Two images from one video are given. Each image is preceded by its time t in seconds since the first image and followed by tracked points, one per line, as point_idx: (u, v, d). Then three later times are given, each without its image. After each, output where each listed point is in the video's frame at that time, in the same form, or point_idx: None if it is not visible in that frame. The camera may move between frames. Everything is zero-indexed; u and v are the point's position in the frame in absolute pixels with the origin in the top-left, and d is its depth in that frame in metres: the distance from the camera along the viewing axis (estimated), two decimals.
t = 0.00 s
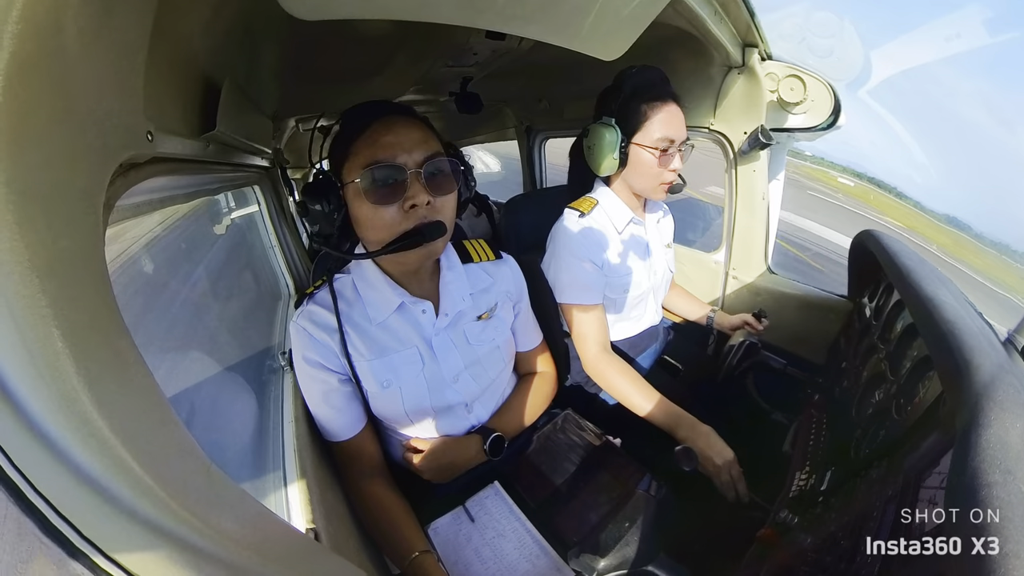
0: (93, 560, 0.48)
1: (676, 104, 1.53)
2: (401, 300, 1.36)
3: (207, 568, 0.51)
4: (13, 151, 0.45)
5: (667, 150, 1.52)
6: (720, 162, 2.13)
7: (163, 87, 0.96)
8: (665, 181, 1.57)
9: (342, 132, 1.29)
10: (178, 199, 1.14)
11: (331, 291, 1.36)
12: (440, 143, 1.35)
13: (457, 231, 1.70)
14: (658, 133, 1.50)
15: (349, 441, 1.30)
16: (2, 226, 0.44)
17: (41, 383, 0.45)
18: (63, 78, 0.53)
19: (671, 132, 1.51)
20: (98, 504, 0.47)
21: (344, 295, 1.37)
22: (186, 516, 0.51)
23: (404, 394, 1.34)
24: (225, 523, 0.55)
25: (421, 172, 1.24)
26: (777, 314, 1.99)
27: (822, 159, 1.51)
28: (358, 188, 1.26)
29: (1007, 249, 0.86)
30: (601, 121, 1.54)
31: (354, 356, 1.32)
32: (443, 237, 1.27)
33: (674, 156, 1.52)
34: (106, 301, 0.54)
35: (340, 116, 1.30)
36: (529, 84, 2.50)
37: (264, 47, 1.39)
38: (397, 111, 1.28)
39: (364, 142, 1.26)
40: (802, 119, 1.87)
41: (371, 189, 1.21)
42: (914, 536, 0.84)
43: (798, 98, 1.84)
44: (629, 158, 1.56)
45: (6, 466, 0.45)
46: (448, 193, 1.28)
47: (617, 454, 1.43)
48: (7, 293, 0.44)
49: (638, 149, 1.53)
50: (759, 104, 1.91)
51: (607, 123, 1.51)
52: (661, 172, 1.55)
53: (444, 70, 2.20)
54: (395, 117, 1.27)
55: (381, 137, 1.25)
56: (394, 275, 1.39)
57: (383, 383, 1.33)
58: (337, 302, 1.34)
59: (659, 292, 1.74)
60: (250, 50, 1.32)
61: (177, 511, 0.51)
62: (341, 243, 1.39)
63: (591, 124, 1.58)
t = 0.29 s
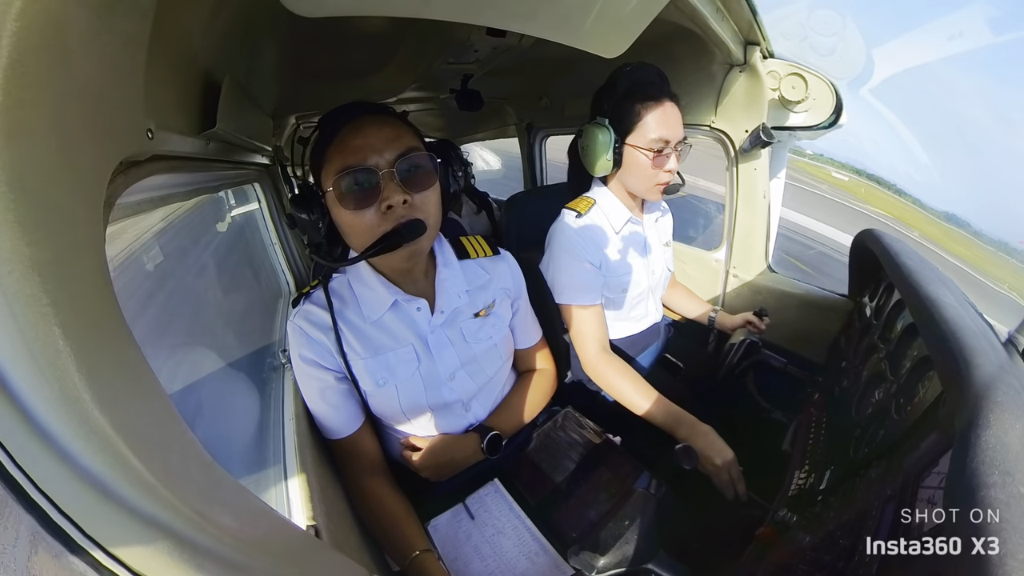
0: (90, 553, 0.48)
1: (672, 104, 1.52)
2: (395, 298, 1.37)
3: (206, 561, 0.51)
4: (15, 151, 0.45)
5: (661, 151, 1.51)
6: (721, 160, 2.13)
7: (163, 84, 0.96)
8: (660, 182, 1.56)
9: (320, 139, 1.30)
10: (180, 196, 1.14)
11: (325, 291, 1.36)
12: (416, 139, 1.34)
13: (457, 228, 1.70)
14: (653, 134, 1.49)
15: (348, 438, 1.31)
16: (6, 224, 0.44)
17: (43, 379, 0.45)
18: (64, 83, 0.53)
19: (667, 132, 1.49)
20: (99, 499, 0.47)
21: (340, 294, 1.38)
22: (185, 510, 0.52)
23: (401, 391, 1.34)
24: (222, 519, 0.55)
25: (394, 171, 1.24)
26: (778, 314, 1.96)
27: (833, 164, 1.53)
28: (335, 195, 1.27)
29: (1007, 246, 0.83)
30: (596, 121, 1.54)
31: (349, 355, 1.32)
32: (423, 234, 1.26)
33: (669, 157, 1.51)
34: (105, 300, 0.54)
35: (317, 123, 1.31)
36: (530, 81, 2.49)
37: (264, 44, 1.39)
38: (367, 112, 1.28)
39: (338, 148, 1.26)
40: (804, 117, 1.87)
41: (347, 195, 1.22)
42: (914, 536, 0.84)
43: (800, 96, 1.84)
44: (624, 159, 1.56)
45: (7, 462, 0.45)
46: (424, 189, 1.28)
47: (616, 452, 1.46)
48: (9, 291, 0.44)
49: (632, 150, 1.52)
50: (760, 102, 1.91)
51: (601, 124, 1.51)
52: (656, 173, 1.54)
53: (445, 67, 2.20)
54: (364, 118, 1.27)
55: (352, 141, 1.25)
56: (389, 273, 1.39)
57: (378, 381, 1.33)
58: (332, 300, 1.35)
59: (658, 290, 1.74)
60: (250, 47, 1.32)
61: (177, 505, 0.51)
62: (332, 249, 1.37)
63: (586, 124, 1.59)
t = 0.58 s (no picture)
0: (94, 550, 0.48)
1: (674, 96, 1.51)
2: (397, 294, 1.37)
3: (209, 557, 0.51)
4: (14, 154, 0.45)
5: (668, 142, 1.51)
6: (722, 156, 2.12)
7: (161, 83, 0.95)
8: (667, 174, 1.56)
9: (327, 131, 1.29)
10: (180, 195, 1.14)
11: (328, 288, 1.37)
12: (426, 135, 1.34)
13: (457, 224, 1.69)
14: (659, 126, 1.48)
15: (349, 434, 1.31)
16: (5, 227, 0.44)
17: (46, 377, 0.46)
18: (63, 89, 0.53)
19: (672, 124, 1.50)
20: (102, 497, 0.48)
21: (341, 290, 1.38)
22: (188, 506, 0.52)
23: (403, 387, 1.35)
24: (227, 515, 0.55)
25: (405, 168, 1.24)
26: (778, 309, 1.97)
27: (832, 159, 1.51)
28: (343, 188, 1.26)
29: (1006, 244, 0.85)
30: (600, 116, 1.52)
31: (352, 351, 1.33)
32: (431, 232, 1.27)
33: (676, 148, 1.51)
34: (106, 301, 0.55)
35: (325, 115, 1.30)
36: (530, 76, 2.47)
37: (263, 40, 1.38)
38: (376, 106, 1.27)
39: (347, 141, 1.26)
40: (806, 113, 1.86)
41: (356, 189, 1.22)
42: (913, 535, 0.84)
43: (801, 92, 1.84)
44: (631, 152, 1.54)
45: (11, 460, 0.46)
46: (434, 187, 1.28)
47: (616, 448, 1.47)
48: (11, 292, 0.44)
49: (639, 143, 1.51)
50: (762, 97, 1.89)
51: (607, 118, 1.49)
52: (662, 165, 1.53)
53: (445, 63, 2.18)
54: (376, 112, 1.26)
55: (362, 135, 1.25)
56: (389, 268, 1.39)
57: (382, 376, 1.34)
58: (334, 297, 1.35)
59: (660, 285, 1.73)
60: (249, 43, 1.31)
61: (180, 502, 0.51)
62: (335, 243, 1.38)
63: (589, 119, 1.57)
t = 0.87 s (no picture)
0: (88, 537, 0.48)
1: (682, 95, 1.51)
2: (402, 291, 1.37)
3: (214, 555, 0.51)
4: (21, 156, 0.46)
5: (677, 140, 1.50)
6: (727, 155, 2.11)
7: (166, 80, 0.96)
8: (675, 172, 1.55)
9: (339, 128, 1.28)
10: (185, 191, 1.15)
11: (334, 285, 1.37)
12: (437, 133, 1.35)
13: (460, 221, 1.69)
14: (667, 125, 1.48)
15: (352, 429, 1.31)
16: (10, 223, 0.45)
17: (51, 373, 0.46)
18: (67, 87, 0.54)
19: (680, 122, 1.49)
20: (106, 494, 0.47)
21: (347, 286, 1.39)
22: (193, 502, 0.52)
23: (406, 383, 1.35)
24: (233, 512, 0.55)
25: (416, 167, 1.25)
26: (782, 310, 1.97)
27: (844, 158, 1.48)
28: (353, 186, 1.26)
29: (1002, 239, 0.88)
30: (609, 112, 1.51)
31: (356, 347, 1.33)
32: (441, 231, 1.27)
33: (684, 146, 1.50)
34: (109, 299, 0.55)
35: (335, 110, 1.29)
36: (535, 73, 2.46)
37: (267, 37, 1.38)
38: (392, 103, 1.27)
39: (357, 138, 1.25)
40: (811, 112, 1.86)
41: (366, 186, 1.22)
42: (913, 535, 0.84)
43: (807, 91, 1.82)
44: (639, 150, 1.53)
45: (16, 456, 0.46)
46: (444, 186, 1.28)
47: (617, 446, 1.46)
48: (16, 287, 0.45)
49: (647, 140, 1.50)
50: (767, 96, 1.90)
51: (616, 114, 1.48)
52: (670, 163, 1.52)
53: (449, 61, 2.18)
54: (388, 110, 1.26)
55: (374, 133, 1.25)
56: (397, 266, 1.39)
57: (385, 373, 1.34)
58: (339, 293, 1.36)
59: (664, 283, 1.72)
60: (253, 39, 1.31)
61: (185, 497, 0.51)
62: (341, 239, 1.39)
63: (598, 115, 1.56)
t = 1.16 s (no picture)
0: (90, 528, 0.49)
1: (688, 93, 1.50)
2: (406, 286, 1.38)
3: (216, 547, 0.52)
4: (24, 156, 0.46)
5: (681, 138, 1.50)
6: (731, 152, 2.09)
7: (168, 75, 0.96)
8: (678, 170, 1.55)
9: (344, 122, 1.27)
10: (188, 187, 1.15)
11: (338, 281, 1.38)
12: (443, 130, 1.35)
13: (463, 217, 1.69)
14: (673, 122, 1.47)
15: (355, 424, 1.32)
16: (16, 221, 0.45)
17: (55, 369, 0.47)
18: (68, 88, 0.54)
19: (685, 120, 1.48)
20: (111, 488, 0.48)
21: (350, 281, 1.40)
22: (195, 495, 0.52)
23: (409, 377, 1.36)
24: (235, 506, 0.56)
25: (424, 163, 1.24)
26: (784, 308, 1.94)
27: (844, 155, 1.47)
28: (360, 180, 1.26)
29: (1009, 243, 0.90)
30: (615, 108, 1.50)
31: (360, 341, 1.34)
32: (449, 226, 1.27)
33: (689, 145, 1.50)
34: (113, 297, 0.56)
35: (342, 106, 1.29)
36: (538, 69, 2.45)
37: (270, 33, 1.38)
38: (398, 100, 1.27)
39: (364, 134, 1.25)
40: (816, 110, 1.84)
41: (373, 180, 1.22)
42: (914, 535, 0.84)
43: (812, 88, 1.81)
44: (644, 146, 1.52)
45: (20, 451, 0.46)
46: (451, 182, 1.28)
47: (619, 443, 1.46)
48: (21, 284, 0.45)
49: (652, 137, 1.49)
50: (772, 93, 1.87)
51: (620, 110, 1.47)
52: (674, 161, 1.52)
53: (453, 57, 2.17)
54: (395, 106, 1.26)
55: (380, 129, 1.24)
56: (403, 264, 1.40)
57: (389, 367, 1.35)
58: (343, 288, 1.37)
59: (665, 282, 1.71)
60: (256, 35, 1.31)
61: (187, 491, 0.52)
62: (347, 233, 1.38)
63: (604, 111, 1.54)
